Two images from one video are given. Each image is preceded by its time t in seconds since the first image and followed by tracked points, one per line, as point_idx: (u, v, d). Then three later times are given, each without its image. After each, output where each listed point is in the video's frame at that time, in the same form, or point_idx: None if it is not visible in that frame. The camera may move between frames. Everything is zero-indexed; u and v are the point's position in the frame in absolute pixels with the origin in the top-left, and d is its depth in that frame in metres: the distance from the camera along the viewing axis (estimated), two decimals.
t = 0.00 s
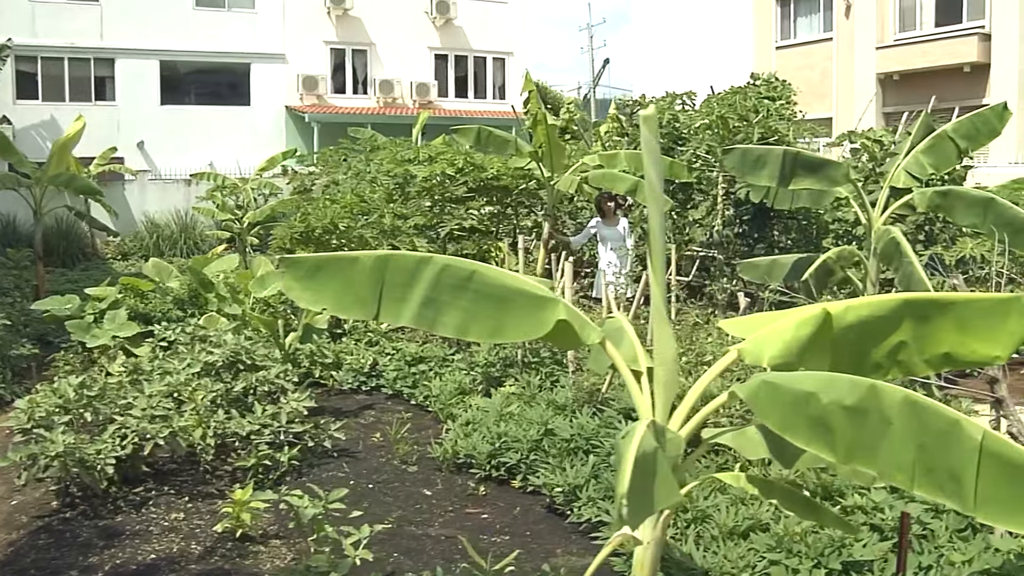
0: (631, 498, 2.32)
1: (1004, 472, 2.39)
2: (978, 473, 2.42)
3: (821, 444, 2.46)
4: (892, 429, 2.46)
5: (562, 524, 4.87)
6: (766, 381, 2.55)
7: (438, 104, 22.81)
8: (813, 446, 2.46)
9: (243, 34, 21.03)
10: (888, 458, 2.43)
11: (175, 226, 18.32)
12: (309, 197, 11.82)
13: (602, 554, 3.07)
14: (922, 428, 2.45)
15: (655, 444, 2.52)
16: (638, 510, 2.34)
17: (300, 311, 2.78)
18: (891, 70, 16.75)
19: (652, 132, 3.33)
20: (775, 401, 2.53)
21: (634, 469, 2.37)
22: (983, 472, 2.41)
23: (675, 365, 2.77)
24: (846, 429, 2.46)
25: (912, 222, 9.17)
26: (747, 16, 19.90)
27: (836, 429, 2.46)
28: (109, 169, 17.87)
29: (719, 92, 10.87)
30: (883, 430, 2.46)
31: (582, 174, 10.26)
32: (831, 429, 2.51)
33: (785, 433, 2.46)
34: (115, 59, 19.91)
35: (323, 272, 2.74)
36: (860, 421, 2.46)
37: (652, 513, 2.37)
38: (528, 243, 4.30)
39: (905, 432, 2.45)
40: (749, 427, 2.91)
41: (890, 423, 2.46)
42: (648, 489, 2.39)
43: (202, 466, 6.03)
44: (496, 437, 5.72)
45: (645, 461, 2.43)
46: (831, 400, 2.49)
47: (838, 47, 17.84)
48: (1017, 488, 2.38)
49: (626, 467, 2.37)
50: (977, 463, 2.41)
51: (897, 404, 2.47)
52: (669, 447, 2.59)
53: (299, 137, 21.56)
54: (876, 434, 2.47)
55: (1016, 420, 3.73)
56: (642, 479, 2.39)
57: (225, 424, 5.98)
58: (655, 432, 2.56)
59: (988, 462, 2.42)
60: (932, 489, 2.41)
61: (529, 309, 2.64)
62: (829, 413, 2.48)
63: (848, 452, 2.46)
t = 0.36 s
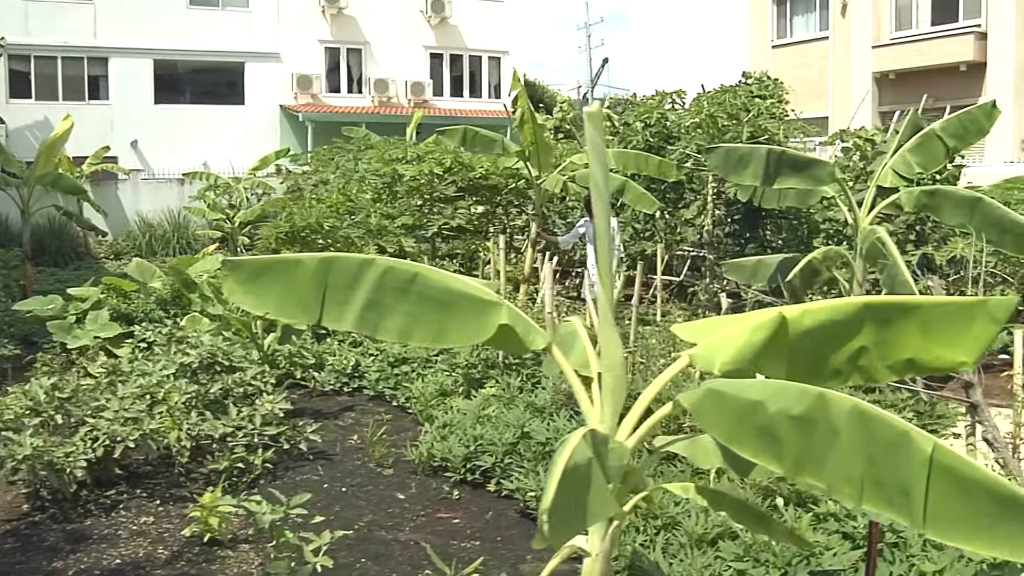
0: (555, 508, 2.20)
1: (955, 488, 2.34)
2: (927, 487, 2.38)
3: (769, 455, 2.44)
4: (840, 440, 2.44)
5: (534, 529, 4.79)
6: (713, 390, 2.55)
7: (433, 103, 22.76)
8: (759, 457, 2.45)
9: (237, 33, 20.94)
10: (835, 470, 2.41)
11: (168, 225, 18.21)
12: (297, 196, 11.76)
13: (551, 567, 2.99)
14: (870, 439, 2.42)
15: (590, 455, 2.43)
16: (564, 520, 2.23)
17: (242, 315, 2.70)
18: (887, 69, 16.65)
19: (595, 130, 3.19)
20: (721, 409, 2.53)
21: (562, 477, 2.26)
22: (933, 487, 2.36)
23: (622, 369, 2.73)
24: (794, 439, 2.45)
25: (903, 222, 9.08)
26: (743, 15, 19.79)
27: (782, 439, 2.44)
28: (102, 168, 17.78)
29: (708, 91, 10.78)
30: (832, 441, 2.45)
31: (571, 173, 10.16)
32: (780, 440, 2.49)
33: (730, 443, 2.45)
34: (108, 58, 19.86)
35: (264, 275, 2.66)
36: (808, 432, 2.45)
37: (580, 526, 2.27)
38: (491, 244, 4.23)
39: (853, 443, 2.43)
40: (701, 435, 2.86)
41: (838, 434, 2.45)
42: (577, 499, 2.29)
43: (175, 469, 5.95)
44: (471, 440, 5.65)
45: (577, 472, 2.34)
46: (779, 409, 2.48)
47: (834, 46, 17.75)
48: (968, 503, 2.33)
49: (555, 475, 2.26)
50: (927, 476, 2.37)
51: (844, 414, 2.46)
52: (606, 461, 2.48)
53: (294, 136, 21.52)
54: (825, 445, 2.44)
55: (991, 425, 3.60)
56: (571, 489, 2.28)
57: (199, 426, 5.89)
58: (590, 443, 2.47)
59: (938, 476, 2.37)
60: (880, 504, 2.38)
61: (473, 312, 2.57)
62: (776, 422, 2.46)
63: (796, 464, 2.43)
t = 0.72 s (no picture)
0: (476, 520, 2.15)
1: (900, 499, 2.39)
2: (872, 499, 2.42)
3: (713, 464, 2.46)
4: (784, 449, 2.47)
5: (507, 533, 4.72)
6: (653, 397, 2.59)
7: (429, 101, 22.72)
8: (702, 467, 2.47)
9: (231, 31, 20.84)
10: (779, 481, 2.43)
11: (162, 222, 18.11)
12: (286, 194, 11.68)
13: None
14: (814, 449, 2.46)
15: (520, 465, 2.37)
16: (485, 533, 2.18)
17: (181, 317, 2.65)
18: (883, 67, 16.53)
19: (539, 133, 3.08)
20: (664, 414, 2.56)
21: (484, 488, 2.20)
22: (877, 499, 2.41)
23: (567, 376, 2.81)
24: (736, 448, 2.47)
25: (895, 220, 8.96)
26: (740, 12, 19.65)
27: (725, 449, 2.47)
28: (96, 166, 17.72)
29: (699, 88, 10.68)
30: (775, 450, 2.47)
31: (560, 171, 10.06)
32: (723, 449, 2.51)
33: (673, 451, 2.47)
34: (103, 55, 19.81)
35: (204, 276, 2.62)
36: (751, 441, 2.47)
37: (503, 538, 2.21)
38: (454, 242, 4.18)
39: (797, 453, 2.46)
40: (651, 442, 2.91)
41: (782, 443, 2.48)
42: (500, 511, 2.24)
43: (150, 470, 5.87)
44: (448, 442, 5.58)
45: (503, 483, 2.29)
46: (722, 417, 2.51)
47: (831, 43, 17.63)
48: (912, 516, 2.37)
49: (477, 486, 2.21)
50: (872, 488, 2.42)
51: (788, 423, 2.49)
52: (538, 471, 2.43)
53: (289, 134, 21.43)
54: (768, 455, 2.47)
55: (966, 430, 3.46)
56: (494, 501, 2.23)
57: (175, 426, 5.83)
58: (521, 453, 2.41)
59: (881, 487, 2.41)
60: (824, 516, 2.42)
61: (413, 315, 2.60)
62: (719, 431, 2.49)
63: (740, 474, 2.46)
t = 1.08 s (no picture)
0: (393, 527, 2.23)
1: (843, 514, 2.34)
2: (816, 513, 2.37)
3: (653, 476, 2.44)
4: (725, 460, 2.43)
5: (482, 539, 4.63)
6: (595, 404, 2.55)
7: (427, 98, 22.67)
8: (642, 477, 2.44)
9: (229, 27, 20.78)
10: (719, 493, 2.40)
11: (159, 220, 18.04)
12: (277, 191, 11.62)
13: None
14: (757, 461, 2.41)
15: (448, 476, 2.42)
16: (403, 544, 2.26)
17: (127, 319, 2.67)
18: (882, 63, 16.38)
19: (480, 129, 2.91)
20: (605, 423, 2.53)
21: (403, 502, 2.28)
22: (821, 512, 2.36)
23: (512, 384, 2.76)
24: (677, 458, 2.44)
25: (888, 217, 8.85)
26: (739, 9, 19.47)
27: (665, 459, 2.44)
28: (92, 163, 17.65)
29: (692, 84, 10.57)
30: (717, 462, 2.44)
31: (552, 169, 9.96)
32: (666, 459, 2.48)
33: (612, 462, 2.45)
34: (100, 53, 19.81)
35: (148, 277, 2.64)
36: (692, 451, 2.44)
37: (422, 549, 2.29)
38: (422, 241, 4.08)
39: (739, 465, 2.42)
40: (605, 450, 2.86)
41: (724, 454, 2.44)
42: (421, 523, 2.31)
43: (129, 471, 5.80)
44: (427, 443, 5.51)
45: (428, 492, 2.36)
46: (662, 426, 2.48)
47: (830, 40, 17.48)
48: (855, 531, 2.33)
49: (397, 499, 2.28)
50: (815, 502, 2.36)
51: (730, 433, 2.44)
52: (469, 481, 2.48)
53: (286, 131, 21.38)
54: (710, 466, 2.44)
55: (942, 435, 3.38)
56: (414, 513, 2.30)
57: (153, 427, 5.76)
58: (451, 463, 2.46)
59: (825, 501, 2.36)
60: (766, 531, 2.38)
61: (354, 317, 2.55)
62: (660, 440, 2.46)
63: (681, 486, 2.43)
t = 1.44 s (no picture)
0: (304, 540, 2.25)
1: (780, 529, 2.28)
2: (751, 527, 2.32)
3: (588, 486, 2.40)
4: (661, 471, 2.38)
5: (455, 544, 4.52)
6: (529, 412, 2.51)
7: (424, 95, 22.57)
8: (577, 488, 2.41)
9: (225, 24, 20.71)
10: (653, 506, 2.35)
11: (154, 217, 17.96)
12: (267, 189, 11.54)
13: None
14: (693, 473, 2.35)
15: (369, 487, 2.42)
16: (316, 556, 2.27)
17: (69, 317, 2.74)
18: (882, 60, 16.26)
19: (418, 131, 2.91)
20: (539, 432, 2.49)
21: (317, 513, 2.29)
22: (757, 526, 2.30)
23: (453, 388, 2.81)
24: (611, 468, 2.40)
25: (882, 215, 8.72)
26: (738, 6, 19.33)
27: (599, 470, 2.40)
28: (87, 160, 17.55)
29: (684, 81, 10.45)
30: (653, 472, 2.39)
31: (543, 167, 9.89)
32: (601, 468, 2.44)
33: (545, 472, 2.41)
34: (95, 50, 19.76)
35: (90, 277, 2.71)
36: (627, 462, 2.40)
37: (336, 561, 2.29)
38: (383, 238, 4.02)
39: (675, 476, 2.36)
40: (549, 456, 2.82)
41: (660, 465, 2.39)
42: (336, 535, 2.31)
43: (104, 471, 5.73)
44: (403, 444, 5.43)
45: (346, 504, 2.36)
46: (597, 435, 2.44)
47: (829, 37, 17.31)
48: (791, 546, 2.27)
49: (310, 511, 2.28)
50: (751, 516, 2.31)
51: (666, 444, 2.39)
52: (393, 491, 2.47)
53: (283, 130, 21.37)
54: (645, 477, 2.39)
55: (918, 441, 3.24)
56: (329, 526, 2.30)
57: (129, 427, 5.70)
58: (374, 473, 2.45)
59: (760, 515, 2.31)
60: (701, 546, 2.33)
61: (290, 319, 2.64)
62: (594, 450, 2.42)
63: (617, 497, 2.38)
